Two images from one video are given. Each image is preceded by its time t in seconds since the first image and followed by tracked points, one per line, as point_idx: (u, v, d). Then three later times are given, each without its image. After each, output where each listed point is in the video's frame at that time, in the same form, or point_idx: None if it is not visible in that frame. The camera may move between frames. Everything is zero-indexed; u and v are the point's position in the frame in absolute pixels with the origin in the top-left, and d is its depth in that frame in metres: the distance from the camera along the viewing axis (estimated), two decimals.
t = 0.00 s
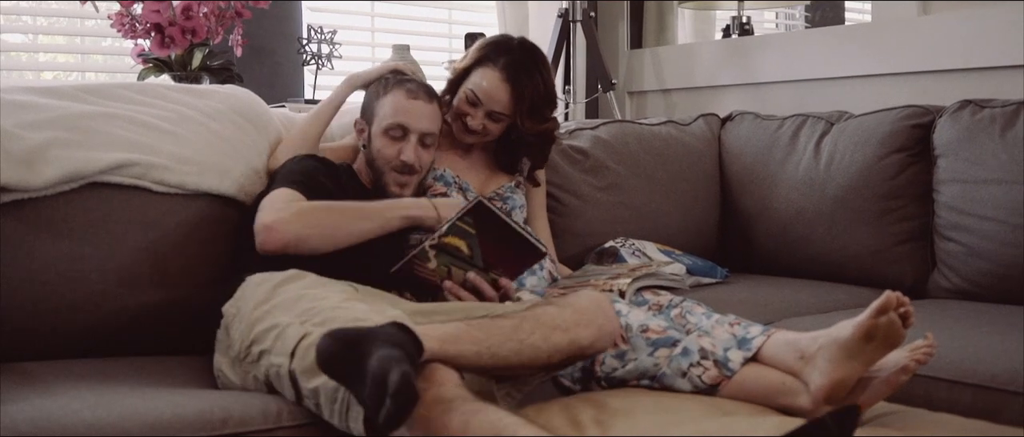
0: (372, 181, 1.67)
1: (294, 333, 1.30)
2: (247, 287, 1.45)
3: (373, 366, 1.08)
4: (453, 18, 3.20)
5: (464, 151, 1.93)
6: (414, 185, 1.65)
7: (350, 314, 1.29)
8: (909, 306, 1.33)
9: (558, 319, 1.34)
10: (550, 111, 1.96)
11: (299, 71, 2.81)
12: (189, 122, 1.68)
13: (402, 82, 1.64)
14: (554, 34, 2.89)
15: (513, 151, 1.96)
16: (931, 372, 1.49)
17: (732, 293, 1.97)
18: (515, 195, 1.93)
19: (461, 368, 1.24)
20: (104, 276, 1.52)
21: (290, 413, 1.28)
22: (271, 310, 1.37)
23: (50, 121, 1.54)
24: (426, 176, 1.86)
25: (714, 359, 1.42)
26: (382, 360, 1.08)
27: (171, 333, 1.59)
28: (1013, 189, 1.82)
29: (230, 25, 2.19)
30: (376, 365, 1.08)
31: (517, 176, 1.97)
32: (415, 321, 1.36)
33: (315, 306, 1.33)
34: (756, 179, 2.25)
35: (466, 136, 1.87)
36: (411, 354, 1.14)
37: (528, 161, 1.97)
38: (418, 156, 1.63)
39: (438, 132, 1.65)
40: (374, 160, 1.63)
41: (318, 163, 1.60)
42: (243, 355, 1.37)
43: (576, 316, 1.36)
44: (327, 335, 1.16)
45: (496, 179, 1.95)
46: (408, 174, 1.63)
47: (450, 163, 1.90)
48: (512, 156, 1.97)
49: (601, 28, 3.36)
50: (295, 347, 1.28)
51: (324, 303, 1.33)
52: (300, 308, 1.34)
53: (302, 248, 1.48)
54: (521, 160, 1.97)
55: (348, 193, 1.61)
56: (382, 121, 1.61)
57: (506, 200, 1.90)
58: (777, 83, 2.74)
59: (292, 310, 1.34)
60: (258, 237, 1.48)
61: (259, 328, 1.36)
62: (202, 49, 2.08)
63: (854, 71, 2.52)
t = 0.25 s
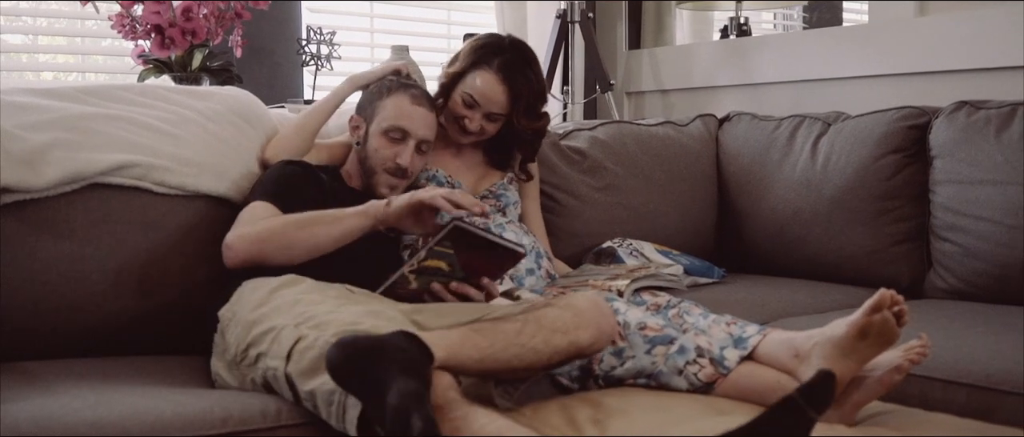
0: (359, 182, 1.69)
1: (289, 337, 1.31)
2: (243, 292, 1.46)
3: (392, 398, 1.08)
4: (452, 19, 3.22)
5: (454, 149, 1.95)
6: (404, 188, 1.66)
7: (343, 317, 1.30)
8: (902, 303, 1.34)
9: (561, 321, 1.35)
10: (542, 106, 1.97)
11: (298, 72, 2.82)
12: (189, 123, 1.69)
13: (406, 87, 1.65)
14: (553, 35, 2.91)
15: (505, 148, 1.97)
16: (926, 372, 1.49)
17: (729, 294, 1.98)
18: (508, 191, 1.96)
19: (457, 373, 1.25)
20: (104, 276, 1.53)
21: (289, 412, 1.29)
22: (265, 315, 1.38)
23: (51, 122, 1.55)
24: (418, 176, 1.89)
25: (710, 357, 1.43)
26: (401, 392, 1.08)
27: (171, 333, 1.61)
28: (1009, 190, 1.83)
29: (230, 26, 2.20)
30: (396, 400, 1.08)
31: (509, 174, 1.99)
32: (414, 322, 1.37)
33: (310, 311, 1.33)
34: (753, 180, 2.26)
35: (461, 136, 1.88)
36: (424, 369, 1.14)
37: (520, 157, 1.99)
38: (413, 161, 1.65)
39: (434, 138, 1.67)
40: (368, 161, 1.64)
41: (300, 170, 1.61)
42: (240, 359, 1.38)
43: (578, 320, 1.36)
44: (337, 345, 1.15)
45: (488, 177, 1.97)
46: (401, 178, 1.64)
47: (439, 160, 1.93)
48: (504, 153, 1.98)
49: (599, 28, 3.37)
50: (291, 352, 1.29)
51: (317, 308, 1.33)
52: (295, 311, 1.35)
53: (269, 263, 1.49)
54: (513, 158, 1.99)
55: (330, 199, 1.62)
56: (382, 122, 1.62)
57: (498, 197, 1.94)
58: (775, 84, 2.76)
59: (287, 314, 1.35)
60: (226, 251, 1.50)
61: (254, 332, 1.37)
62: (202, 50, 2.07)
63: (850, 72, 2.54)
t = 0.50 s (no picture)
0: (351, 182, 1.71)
1: (287, 335, 1.33)
2: (240, 290, 1.47)
3: (436, 383, 1.05)
4: (450, 19, 3.24)
5: (444, 145, 1.95)
6: (397, 188, 1.68)
7: (341, 316, 1.31)
8: (891, 298, 1.35)
9: (566, 317, 1.36)
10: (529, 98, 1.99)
11: (296, 72, 2.84)
12: (189, 123, 1.71)
13: (388, 86, 1.66)
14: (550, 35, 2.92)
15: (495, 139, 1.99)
16: (918, 369, 1.51)
17: (724, 293, 1.99)
18: (499, 185, 1.96)
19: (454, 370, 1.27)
20: (106, 275, 1.55)
21: (288, 407, 1.31)
22: (264, 313, 1.39)
23: (52, 122, 1.57)
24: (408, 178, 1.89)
25: (701, 350, 1.45)
26: (443, 375, 1.06)
27: (171, 331, 1.62)
28: (1003, 189, 1.85)
29: (229, 27, 2.22)
30: (438, 384, 1.05)
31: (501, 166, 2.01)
32: (411, 319, 1.38)
33: (308, 309, 1.35)
34: (749, 179, 2.28)
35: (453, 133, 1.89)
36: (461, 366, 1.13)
37: (509, 143, 2.01)
38: (403, 160, 1.66)
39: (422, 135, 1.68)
40: (357, 163, 1.66)
41: (296, 170, 1.62)
42: (240, 356, 1.40)
43: (581, 315, 1.38)
44: (377, 338, 1.14)
45: (479, 170, 1.99)
46: (392, 179, 1.65)
47: (431, 160, 1.94)
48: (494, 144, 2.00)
49: (596, 29, 3.39)
50: (290, 350, 1.31)
51: (314, 306, 1.35)
52: (293, 309, 1.36)
53: (264, 271, 1.51)
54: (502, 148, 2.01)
55: (325, 199, 1.64)
56: (368, 125, 1.63)
57: (490, 192, 1.94)
58: (771, 84, 2.78)
59: (285, 312, 1.37)
60: (222, 259, 1.52)
61: (253, 329, 1.39)
62: (202, 50, 2.09)
63: (845, 72, 2.56)
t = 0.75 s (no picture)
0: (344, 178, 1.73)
1: (284, 332, 1.34)
2: (237, 288, 1.49)
3: (474, 373, 1.08)
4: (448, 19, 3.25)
5: (431, 140, 1.96)
6: (388, 188, 1.70)
7: (336, 312, 1.32)
8: (875, 292, 1.38)
9: (575, 324, 1.37)
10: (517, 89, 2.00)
11: (295, 72, 2.85)
12: (187, 121, 1.72)
13: (376, 85, 1.67)
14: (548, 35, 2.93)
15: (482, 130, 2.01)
16: (911, 365, 1.52)
17: (720, 290, 2.01)
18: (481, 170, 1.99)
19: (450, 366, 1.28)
20: (106, 272, 1.56)
21: (286, 402, 1.32)
22: (261, 310, 1.40)
23: (52, 120, 1.58)
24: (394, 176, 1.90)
25: (694, 347, 1.46)
26: (490, 368, 1.08)
27: (170, 328, 1.63)
28: (996, 187, 1.86)
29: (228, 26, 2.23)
30: (478, 374, 1.08)
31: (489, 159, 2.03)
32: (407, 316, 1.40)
33: (304, 305, 1.36)
34: (745, 178, 2.29)
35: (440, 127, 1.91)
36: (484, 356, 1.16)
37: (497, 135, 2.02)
38: (394, 159, 1.68)
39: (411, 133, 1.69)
40: (348, 162, 1.68)
41: (289, 169, 1.64)
42: (237, 353, 1.41)
43: (587, 321, 1.39)
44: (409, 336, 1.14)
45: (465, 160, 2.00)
46: (382, 180, 1.68)
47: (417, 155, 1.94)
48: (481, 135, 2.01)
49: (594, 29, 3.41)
50: (286, 347, 1.32)
51: (309, 303, 1.36)
52: (289, 306, 1.37)
53: (263, 269, 1.52)
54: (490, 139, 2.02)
55: (317, 197, 1.66)
56: (357, 126, 1.65)
57: (474, 180, 1.96)
58: (767, 83, 2.79)
59: (281, 309, 1.38)
60: (221, 257, 1.53)
61: (250, 326, 1.40)
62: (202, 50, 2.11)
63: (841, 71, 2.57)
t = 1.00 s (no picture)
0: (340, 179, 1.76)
1: (280, 325, 1.37)
2: (235, 283, 1.51)
3: (465, 364, 1.10)
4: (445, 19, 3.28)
5: (426, 141, 2.00)
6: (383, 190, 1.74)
7: (332, 306, 1.35)
8: (873, 290, 1.37)
9: (567, 323, 1.40)
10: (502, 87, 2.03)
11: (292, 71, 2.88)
12: (186, 120, 1.75)
13: (368, 90, 1.69)
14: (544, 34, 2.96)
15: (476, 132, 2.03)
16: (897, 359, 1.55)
17: (712, 286, 2.03)
18: (478, 179, 2.02)
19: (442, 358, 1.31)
20: (106, 268, 1.59)
21: (283, 394, 1.35)
22: (257, 304, 1.43)
23: (53, 118, 1.61)
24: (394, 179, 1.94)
25: (687, 343, 1.48)
26: (480, 360, 1.10)
27: (169, 323, 1.66)
28: (985, 184, 1.89)
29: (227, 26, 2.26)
30: (469, 366, 1.10)
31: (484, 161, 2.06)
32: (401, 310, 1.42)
33: (301, 300, 1.39)
34: (738, 176, 2.32)
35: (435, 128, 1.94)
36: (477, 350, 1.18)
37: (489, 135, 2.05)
38: (388, 162, 1.70)
39: (406, 136, 1.72)
40: (343, 163, 1.71)
41: (290, 168, 1.67)
42: (234, 346, 1.44)
43: (580, 321, 1.42)
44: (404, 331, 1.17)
45: (462, 166, 2.04)
46: (376, 182, 1.71)
47: (413, 158, 1.98)
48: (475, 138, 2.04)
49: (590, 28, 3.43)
50: (282, 341, 1.35)
51: (305, 298, 1.39)
52: (286, 300, 1.40)
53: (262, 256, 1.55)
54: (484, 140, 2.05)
55: (319, 195, 1.69)
56: (352, 131, 1.68)
57: (469, 185, 1.99)
58: (762, 82, 2.82)
59: (278, 303, 1.41)
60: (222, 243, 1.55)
61: (247, 320, 1.43)
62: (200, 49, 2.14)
63: (834, 70, 2.60)
